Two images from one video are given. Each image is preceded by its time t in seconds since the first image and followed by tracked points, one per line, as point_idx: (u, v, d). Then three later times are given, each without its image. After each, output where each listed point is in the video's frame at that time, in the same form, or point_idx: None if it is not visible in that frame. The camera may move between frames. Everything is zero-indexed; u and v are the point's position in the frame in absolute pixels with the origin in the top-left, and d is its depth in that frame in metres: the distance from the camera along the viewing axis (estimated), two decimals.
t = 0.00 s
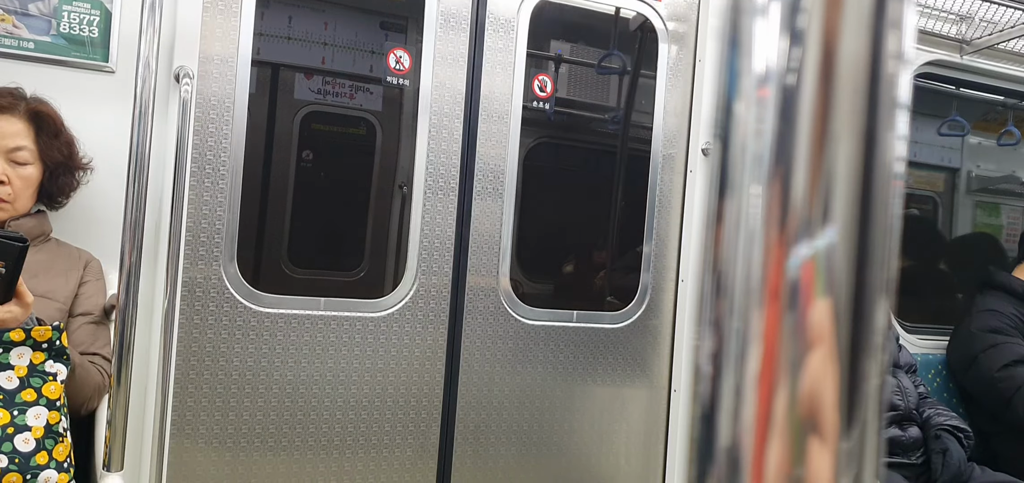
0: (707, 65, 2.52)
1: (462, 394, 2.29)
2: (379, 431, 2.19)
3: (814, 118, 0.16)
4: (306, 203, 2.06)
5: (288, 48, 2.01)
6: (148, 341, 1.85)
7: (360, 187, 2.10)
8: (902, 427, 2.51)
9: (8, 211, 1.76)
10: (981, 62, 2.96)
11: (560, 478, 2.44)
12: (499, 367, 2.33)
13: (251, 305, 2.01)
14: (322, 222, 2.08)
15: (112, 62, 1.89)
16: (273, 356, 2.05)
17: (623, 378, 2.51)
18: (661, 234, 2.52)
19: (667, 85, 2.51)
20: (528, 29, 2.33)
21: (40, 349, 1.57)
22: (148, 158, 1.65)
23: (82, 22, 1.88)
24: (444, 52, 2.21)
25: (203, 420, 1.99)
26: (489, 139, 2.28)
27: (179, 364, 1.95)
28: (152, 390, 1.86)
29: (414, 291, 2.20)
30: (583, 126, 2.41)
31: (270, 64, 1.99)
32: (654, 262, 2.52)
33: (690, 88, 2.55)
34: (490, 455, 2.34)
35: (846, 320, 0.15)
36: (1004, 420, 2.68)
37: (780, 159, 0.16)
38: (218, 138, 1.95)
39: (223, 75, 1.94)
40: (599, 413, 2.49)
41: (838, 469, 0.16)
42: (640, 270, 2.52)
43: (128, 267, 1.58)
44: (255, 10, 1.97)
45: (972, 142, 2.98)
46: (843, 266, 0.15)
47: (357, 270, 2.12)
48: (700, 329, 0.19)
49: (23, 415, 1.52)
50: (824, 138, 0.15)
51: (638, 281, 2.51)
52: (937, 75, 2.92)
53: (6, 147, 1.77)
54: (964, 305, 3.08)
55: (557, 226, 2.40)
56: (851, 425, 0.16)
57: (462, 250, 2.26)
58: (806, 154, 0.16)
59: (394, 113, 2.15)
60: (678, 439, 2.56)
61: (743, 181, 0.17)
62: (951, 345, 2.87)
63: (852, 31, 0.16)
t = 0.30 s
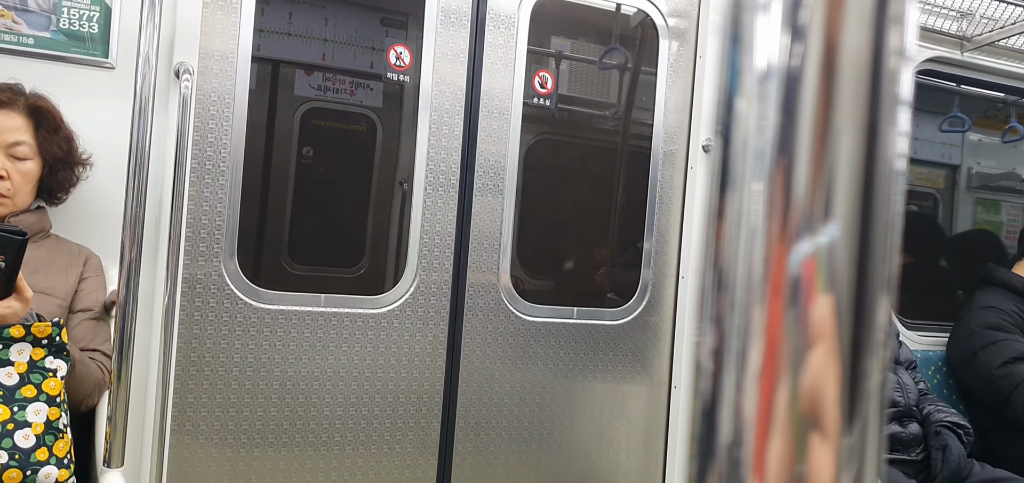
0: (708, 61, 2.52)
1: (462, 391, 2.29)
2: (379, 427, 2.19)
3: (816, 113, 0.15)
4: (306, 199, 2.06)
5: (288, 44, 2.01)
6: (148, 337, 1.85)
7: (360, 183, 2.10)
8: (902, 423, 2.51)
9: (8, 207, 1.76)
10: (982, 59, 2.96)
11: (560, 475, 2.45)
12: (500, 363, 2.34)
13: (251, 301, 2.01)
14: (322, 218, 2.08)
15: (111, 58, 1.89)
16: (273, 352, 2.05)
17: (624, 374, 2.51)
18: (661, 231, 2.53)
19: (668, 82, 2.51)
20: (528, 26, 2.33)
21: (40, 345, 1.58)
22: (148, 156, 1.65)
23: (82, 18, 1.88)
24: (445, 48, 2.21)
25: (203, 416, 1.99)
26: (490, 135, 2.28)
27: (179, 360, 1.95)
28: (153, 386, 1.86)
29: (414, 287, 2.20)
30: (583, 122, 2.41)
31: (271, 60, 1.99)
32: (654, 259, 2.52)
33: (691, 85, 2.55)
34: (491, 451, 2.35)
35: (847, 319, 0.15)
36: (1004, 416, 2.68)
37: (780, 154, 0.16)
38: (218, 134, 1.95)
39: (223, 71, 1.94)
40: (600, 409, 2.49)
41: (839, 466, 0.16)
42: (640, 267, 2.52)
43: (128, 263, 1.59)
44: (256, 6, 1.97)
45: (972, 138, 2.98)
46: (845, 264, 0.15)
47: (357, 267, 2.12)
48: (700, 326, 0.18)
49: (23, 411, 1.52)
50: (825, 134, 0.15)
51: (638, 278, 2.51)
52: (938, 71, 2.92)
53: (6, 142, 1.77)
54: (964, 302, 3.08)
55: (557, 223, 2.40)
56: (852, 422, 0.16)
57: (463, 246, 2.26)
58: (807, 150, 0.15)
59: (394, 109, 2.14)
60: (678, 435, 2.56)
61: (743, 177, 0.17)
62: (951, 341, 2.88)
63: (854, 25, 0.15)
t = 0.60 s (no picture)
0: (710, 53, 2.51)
1: (462, 383, 2.30)
2: (380, 418, 2.20)
3: (817, 105, 0.15)
4: (307, 190, 2.06)
5: (290, 35, 2.00)
6: (150, 329, 1.86)
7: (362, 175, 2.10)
8: (902, 416, 2.52)
9: (9, 198, 1.76)
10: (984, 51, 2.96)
11: (560, 467, 2.46)
12: (501, 356, 2.34)
13: (252, 293, 2.02)
14: (324, 209, 2.08)
15: (113, 49, 1.89)
16: (274, 343, 2.06)
17: (624, 366, 2.52)
18: (663, 224, 2.53)
19: (670, 74, 2.51)
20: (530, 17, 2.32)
21: (42, 336, 1.58)
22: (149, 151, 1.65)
23: (83, 9, 1.88)
24: (446, 40, 2.20)
25: (205, 407, 2.00)
26: (492, 127, 2.28)
27: (181, 351, 1.96)
28: (155, 378, 1.87)
29: (415, 280, 2.20)
30: (585, 114, 2.41)
31: (272, 52, 1.99)
32: (655, 252, 2.52)
33: (693, 77, 2.55)
34: (493, 442, 2.36)
35: (847, 311, 0.15)
36: (1004, 409, 2.68)
37: (781, 145, 0.16)
38: (219, 126, 1.95)
39: (225, 62, 1.93)
40: (600, 401, 2.50)
41: (838, 456, 0.16)
42: (640, 260, 2.52)
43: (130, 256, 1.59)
44: None
45: (975, 130, 2.97)
46: (846, 257, 0.15)
47: (358, 259, 2.12)
48: (702, 317, 0.18)
49: (25, 401, 1.53)
50: (827, 126, 0.15)
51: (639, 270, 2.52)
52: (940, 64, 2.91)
53: (7, 133, 1.76)
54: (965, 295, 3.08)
55: (559, 215, 2.40)
56: (852, 414, 0.16)
57: (464, 239, 2.26)
58: (809, 142, 0.15)
59: (395, 101, 2.14)
60: (679, 427, 2.57)
61: (744, 170, 0.17)
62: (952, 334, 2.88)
63: (856, 17, 0.15)
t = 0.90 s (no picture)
0: (710, 48, 2.51)
1: (462, 378, 2.30)
2: (380, 413, 2.21)
3: (817, 100, 0.15)
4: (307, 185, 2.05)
5: (289, 30, 2.00)
6: (150, 323, 1.87)
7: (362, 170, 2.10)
8: (902, 411, 2.53)
9: (9, 193, 1.76)
10: (984, 46, 2.95)
11: (560, 462, 2.46)
12: (501, 350, 2.35)
13: (252, 288, 2.02)
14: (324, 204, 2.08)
15: (113, 43, 1.89)
16: (274, 338, 2.06)
17: (625, 361, 2.53)
18: (663, 219, 2.53)
19: (670, 69, 2.50)
20: (530, 11, 2.32)
21: (42, 331, 1.58)
22: (148, 146, 1.64)
23: (83, 3, 1.87)
24: (447, 34, 2.20)
25: (205, 402, 2.00)
26: (492, 122, 2.28)
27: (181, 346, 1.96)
28: (155, 372, 1.87)
29: (415, 274, 2.21)
30: (586, 109, 2.40)
31: (272, 46, 1.98)
32: (655, 247, 2.53)
33: (693, 72, 2.55)
34: (493, 437, 2.36)
35: (847, 305, 0.15)
36: (1004, 404, 2.69)
37: (781, 138, 0.16)
38: (219, 120, 1.95)
39: (225, 57, 1.93)
40: (601, 396, 2.51)
41: (837, 452, 0.16)
42: (640, 255, 2.53)
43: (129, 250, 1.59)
44: None
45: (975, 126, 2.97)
46: (845, 253, 0.15)
47: (358, 254, 2.12)
48: (701, 312, 0.18)
49: (25, 396, 1.53)
50: (827, 120, 0.15)
51: (639, 265, 2.52)
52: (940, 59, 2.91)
53: (6, 128, 1.76)
54: (965, 290, 3.08)
55: (560, 210, 2.40)
56: (851, 410, 0.16)
57: (464, 234, 2.26)
58: (807, 137, 0.15)
59: (395, 96, 2.14)
60: (678, 421, 2.58)
61: (743, 164, 0.17)
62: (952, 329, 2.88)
63: (855, 10, 0.15)
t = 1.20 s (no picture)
0: (710, 48, 2.51)
1: (462, 378, 2.30)
2: (380, 414, 2.20)
3: (818, 100, 0.15)
4: (307, 186, 2.05)
5: (289, 30, 2.00)
6: (149, 324, 1.86)
7: (361, 171, 2.10)
8: (902, 411, 2.52)
9: (8, 194, 1.76)
10: (983, 46, 2.95)
11: (560, 463, 2.46)
12: (502, 351, 2.35)
13: (252, 288, 2.02)
14: (323, 205, 2.08)
15: (112, 44, 1.89)
16: (274, 339, 2.06)
17: (625, 361, 2.53)
18: (663, 219, 2.54)
19: (670, 69, 2.50)
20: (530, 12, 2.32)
21: (41, 332, 1.58)
22: (148, 145, 1.64)
23: (81, 4, 1.88)
24: (446, 35, 2.20)
25: (205, 403, 2.00)
26: (492, 122, 2.28)
27: (180, 347, 1.96)
28: (155, 373, 1.87)
29: (415, 275, 2.21)
30: (586, 109, 2.40)
31: (271, 47, 1.98)
32: (655, 247, 2.53)
33: (693, 72, 2.55)
34: (493, 438, 2.36)
35: (848, 307, 0.15)
36: (1004, 404, 2.68)
37: (784, 137, 0.16)
38: (218, 121, 1.94)
39: (224, 58, 1.93)
40: (601, 397, 2.51)
41: (839, 453, 0.16)
42: (640, 255, 2.52)
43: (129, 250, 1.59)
44: None
45: (974, 126, 2.97)
46: (848, 253, 0.15)
47: (358, 255, 2.12)
48: (702, 313, 0.18)
49: (24, 397, 1.53)
50: (828, 120, 0.15)
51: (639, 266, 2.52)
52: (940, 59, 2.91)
53: (5, 129, 1.76)
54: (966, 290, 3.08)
55: (560, 210, 2.40)
56: (853, 411, 0.15)
57: (464, 234, 2.26)
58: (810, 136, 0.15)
59: (395, 96, 2.14)
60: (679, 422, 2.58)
61: (744, 165, 0.17)
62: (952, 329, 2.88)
63: (857, 9, 0.15)
